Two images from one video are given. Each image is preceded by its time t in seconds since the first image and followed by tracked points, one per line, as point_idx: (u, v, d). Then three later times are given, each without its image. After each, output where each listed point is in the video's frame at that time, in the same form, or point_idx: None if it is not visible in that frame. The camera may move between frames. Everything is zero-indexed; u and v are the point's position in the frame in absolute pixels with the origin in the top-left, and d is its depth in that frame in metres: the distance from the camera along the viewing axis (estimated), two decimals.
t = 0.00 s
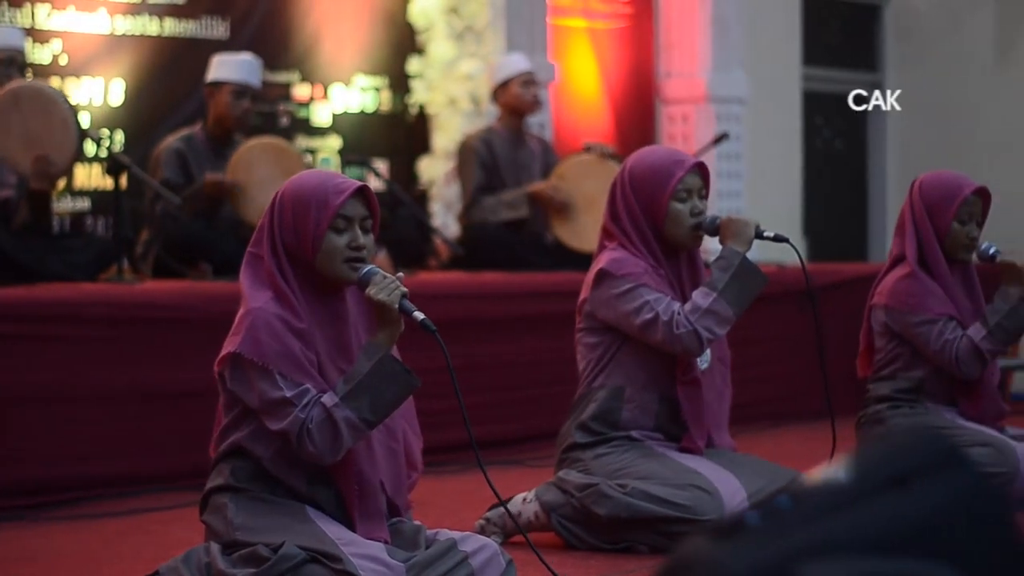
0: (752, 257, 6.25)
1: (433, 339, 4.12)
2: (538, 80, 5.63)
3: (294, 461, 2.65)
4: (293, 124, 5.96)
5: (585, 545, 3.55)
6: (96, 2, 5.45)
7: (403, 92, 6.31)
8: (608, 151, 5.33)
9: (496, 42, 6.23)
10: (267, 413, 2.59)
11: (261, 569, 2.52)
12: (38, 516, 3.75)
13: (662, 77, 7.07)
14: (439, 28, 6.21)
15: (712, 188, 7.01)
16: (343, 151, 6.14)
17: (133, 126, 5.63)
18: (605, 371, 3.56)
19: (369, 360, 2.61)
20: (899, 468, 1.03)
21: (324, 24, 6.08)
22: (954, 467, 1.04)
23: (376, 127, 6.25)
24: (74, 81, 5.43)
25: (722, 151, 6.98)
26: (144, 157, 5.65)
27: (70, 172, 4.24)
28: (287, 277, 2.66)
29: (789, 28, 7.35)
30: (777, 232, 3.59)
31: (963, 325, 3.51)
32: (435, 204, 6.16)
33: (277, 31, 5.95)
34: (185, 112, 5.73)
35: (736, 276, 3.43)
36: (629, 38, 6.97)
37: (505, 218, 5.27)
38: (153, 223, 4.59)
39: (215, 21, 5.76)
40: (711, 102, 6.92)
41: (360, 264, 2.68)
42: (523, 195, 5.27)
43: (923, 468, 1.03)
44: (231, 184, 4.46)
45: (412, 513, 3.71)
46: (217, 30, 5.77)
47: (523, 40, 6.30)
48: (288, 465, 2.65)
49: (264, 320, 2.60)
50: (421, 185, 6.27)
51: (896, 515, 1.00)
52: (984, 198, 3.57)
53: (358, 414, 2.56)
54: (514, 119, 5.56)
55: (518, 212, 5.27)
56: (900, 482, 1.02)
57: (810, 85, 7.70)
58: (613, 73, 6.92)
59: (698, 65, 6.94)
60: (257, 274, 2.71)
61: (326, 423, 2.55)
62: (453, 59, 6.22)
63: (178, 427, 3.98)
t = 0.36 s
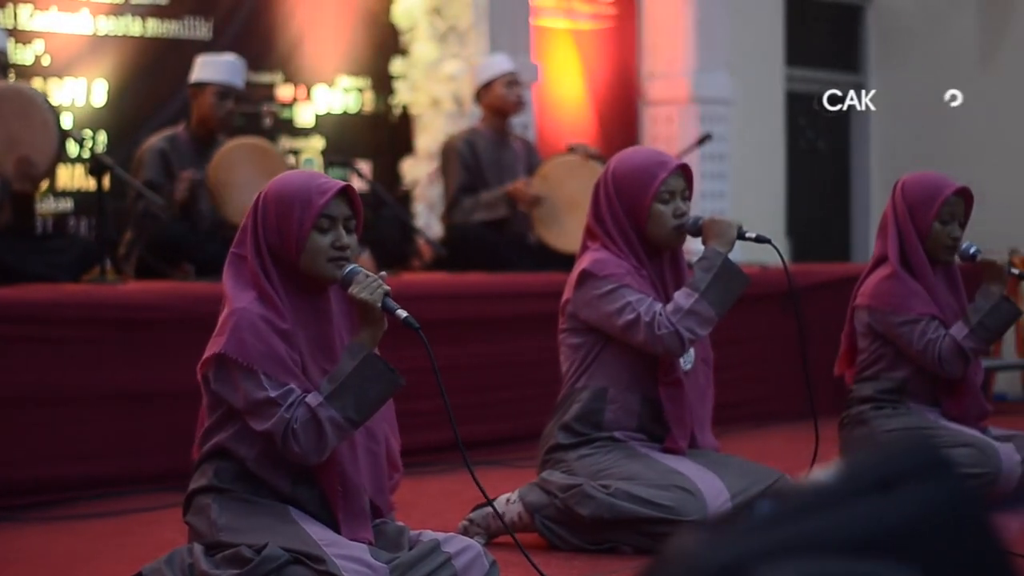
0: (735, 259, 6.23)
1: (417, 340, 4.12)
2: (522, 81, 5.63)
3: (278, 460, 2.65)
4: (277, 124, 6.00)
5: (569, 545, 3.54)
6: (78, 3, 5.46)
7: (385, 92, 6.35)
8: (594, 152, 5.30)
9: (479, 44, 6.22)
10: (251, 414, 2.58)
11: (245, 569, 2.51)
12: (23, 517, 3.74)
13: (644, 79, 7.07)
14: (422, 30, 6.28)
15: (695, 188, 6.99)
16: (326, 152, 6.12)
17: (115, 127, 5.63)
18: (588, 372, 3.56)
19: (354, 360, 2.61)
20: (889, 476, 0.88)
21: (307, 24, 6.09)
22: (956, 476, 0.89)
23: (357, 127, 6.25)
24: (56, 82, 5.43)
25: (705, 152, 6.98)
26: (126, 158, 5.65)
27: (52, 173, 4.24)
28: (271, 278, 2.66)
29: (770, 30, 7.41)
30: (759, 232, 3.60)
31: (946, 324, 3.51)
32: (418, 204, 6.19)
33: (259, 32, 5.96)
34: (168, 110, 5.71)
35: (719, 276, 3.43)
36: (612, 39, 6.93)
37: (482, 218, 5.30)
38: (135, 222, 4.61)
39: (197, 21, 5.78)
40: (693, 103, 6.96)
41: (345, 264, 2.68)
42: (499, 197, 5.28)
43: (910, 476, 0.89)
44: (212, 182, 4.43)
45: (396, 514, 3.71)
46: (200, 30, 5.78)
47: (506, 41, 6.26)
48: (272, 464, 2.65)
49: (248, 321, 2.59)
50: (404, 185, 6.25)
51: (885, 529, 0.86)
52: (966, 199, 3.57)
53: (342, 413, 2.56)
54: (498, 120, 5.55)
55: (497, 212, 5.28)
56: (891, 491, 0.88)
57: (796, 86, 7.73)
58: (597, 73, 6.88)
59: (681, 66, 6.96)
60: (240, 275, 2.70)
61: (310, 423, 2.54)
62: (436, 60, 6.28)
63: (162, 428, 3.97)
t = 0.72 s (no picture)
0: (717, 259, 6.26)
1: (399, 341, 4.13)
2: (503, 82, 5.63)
3: (259, 460, 2.65)
4: (260, 125, 6.02)
5: (550, 545, 3.54)
6: (60, 3, 5.46)
7: (367, 94, 6.37)
8: (571, 151, 5.32)
9: (461, 43, 6.25)
10: (233, 414, 2.58)
11: (226, 570, 2.50)
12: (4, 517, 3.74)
13: (624, 78, 7.15)
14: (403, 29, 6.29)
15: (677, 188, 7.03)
16: (307, 152, 6.16)
17: (96, 128, 5.63)
18: (569, 372, 3.56)
19: (335, 360, 2.60)
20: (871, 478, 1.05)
21: (288, 22, 6.13)
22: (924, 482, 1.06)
23: (343, 126, 6.31)
24: (38, 82, 5.42)
25: (687, 151, 7.02)
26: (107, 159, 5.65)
27: (32, 173, 4.24)
28: (254, 278, 2.65)
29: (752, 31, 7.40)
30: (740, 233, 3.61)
31: (927, 324, 3.51)
32: (400, 205, 6.25)
33: (241, 32, 5.98)
34: (150, 108, 5.72)
35: (699, 276, 3.43)
36: (593, 37, 6.92)
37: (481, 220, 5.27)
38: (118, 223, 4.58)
39: (179, 22, 5.79)
40: (675, 103, 7.01)
41: (327, 265, 2.67)
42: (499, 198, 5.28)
43: (879, 483, 1.05)
44: (193, 182, 4.44)
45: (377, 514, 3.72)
46: (182, 30, 5.79)
47: (488, 41, 6.29)
48: (252, 465, 2.64)
49: (229, 321, 2.59)
50: (386, 185, 6.28)
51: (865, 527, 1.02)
52: (947, 199, 3.58)
53: (324, 414, 2.55)
54: (479, 121, 5.55)
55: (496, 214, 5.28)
56: (866, 494, 1.04)
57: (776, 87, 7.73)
58: (577, 77, 6.87)
59: (662, 65, 7.04)
60: (222, 274, 2.69)
61: (291, 423, 2.53)
62: (419, 62, 6.29)
63: (143, 428, 3.97)
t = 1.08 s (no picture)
0: (707, 259, 6.26)
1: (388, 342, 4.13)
2: (493, 82, 5.62)
3: (249, 461, 2.64)
4: (249, 125, 6.05)
5: (539, 545, 3.53)
6: (49, 3, 5.47)
7: (356, 94, 6.42)
8: (561, 152, 5.36)
9: (451, 43, 6.34)
10: (222, 415, 2.57)
11: (215, 570, 2.49)
12: None
13: (613, 79, 7.15)
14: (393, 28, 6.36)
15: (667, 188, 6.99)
16: (296, 153, 6.18)
17: (85, 128, 5.58)
18: (558, 372, 3.56)
19: (325, 363, 2.59)
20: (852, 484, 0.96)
21: (277, 21, 6.15)
22: (922, 493, 0.95)
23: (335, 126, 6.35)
24: (27, 81, 5.39)
25: (678, 152, 6.99)
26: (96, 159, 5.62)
27: (22, 173, 4.23)
28: (245, 279, 2.64)
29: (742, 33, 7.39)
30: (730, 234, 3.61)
31: (917, 324, 3.52)
32: (390, 205, 6.26)
33: (231, 31, 6.00)
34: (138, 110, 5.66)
35: (689, 277, 3.43)
36: (583, 38, 6.92)
37: (469, 220, 5.27)
38: (104, 223, 4.58)
39: (168, 21, 5.81)
40: (665, 103, 6.99)
41: (319, 266, 2.67)
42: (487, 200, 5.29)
43: (876, 483, 0.96)
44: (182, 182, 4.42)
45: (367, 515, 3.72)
46: (171, 30, 5.82)
47: (477, 41, 6.38)
48: (242, 465, 2.63)
49: (219, 321, 2.59)
50: (376, 185, 6.32)
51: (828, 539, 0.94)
52: (937, 199, 3.58)
53: (312, 416, 2.55)
54: (469, 120, 5.54)
55: (485, 215, 5.28)
56: (852, 498, 0.95)
57: (767, 87, 7.71)
58: (567, 78, 6.87)
59: (652, 66, 7.02)
60: (213, 275, 2.68)
61: (280, 425, 2.53)
62: (408, 62, 6.37)
63: (133, 428, 3.97)
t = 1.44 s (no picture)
0: (694, 259, 6.26)
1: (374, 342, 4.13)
2: (480, 81, 5.60)
3: (235, 461, 2.63)
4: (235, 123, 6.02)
5: (526, 546, 3.52)
6: (35, 3, 5.47)
7: (343, 93, 6.43)
8: (549, 152, 5.34)
9: (437, 42, 6.33)
10: (208, 414, 2.56)
11: (202, 570, 2.48)
12: None
13: (601, 79, 7.17)
14: (380, 28, 6.33)
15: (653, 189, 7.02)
16: (284, 152, 6.16)
17: (71, 127, 5.61)
18: (544, 373, 3.56)
19: (312, 361, 2.59)
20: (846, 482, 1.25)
21: (263, 23, 6.16)
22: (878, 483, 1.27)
23: (319, 125, 6.35)
24: (14, 81, 5.38)
25: (664, 151, 7.00)
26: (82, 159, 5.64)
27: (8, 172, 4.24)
28: (231, 278, 2.63)
29: (727, 35, 7.49)
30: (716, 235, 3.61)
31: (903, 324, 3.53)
32: (376, 205, 6.25)
33: (216, 31, 6.02)
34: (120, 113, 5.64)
35: (675, 278, 3.43)
36: (569, 38, 6.94)
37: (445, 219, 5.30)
38: (91, 224, 4.58)
39: (155, 21, 5.84)
40: (652, 103, 7.05)
41: (306, 265, 2.67)
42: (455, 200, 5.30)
43: (833, 486, 1.24)
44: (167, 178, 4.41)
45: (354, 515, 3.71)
46: (158, 30, 5.85)
47: (464, 41, 6.40)
48: (228, 465, 2.63)
49: (206, 320, 2.57)
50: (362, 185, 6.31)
51: (820, 526, 1.19)
52: (925, 200, 3.58)
53: (299, 415, 2.54)
54: (455, 120, 5.55)
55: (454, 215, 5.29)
56: (820, 497, 1.21)
57: (751, 87, 7.81)
58: (553, 76, 6.87)
59: (639, 67, 7.08)
60: (199, 275, 2.67)
61: (267, 424, 2.52)
62: (394, 60, 6.35)
63: (120, 428, 3.97)
